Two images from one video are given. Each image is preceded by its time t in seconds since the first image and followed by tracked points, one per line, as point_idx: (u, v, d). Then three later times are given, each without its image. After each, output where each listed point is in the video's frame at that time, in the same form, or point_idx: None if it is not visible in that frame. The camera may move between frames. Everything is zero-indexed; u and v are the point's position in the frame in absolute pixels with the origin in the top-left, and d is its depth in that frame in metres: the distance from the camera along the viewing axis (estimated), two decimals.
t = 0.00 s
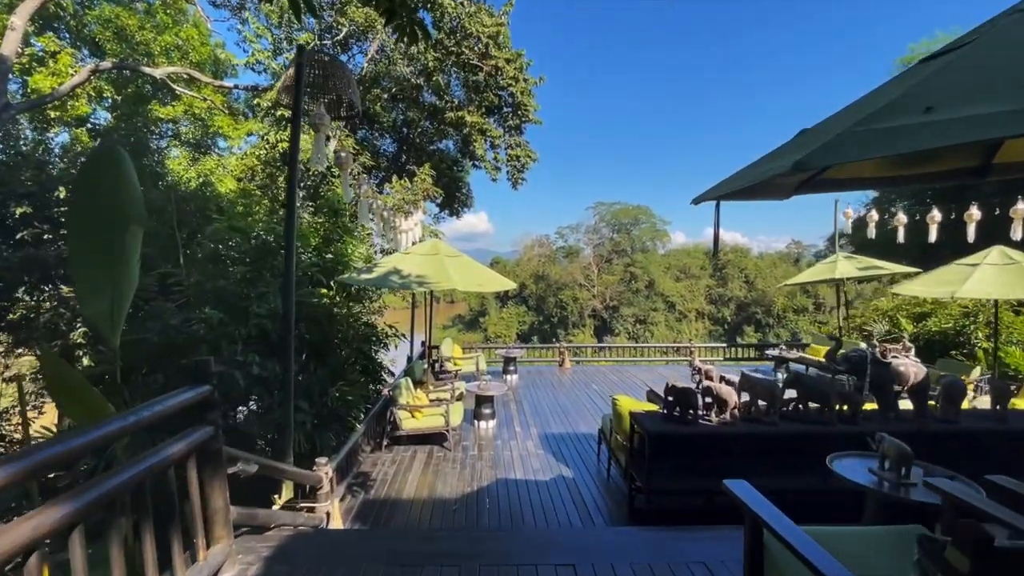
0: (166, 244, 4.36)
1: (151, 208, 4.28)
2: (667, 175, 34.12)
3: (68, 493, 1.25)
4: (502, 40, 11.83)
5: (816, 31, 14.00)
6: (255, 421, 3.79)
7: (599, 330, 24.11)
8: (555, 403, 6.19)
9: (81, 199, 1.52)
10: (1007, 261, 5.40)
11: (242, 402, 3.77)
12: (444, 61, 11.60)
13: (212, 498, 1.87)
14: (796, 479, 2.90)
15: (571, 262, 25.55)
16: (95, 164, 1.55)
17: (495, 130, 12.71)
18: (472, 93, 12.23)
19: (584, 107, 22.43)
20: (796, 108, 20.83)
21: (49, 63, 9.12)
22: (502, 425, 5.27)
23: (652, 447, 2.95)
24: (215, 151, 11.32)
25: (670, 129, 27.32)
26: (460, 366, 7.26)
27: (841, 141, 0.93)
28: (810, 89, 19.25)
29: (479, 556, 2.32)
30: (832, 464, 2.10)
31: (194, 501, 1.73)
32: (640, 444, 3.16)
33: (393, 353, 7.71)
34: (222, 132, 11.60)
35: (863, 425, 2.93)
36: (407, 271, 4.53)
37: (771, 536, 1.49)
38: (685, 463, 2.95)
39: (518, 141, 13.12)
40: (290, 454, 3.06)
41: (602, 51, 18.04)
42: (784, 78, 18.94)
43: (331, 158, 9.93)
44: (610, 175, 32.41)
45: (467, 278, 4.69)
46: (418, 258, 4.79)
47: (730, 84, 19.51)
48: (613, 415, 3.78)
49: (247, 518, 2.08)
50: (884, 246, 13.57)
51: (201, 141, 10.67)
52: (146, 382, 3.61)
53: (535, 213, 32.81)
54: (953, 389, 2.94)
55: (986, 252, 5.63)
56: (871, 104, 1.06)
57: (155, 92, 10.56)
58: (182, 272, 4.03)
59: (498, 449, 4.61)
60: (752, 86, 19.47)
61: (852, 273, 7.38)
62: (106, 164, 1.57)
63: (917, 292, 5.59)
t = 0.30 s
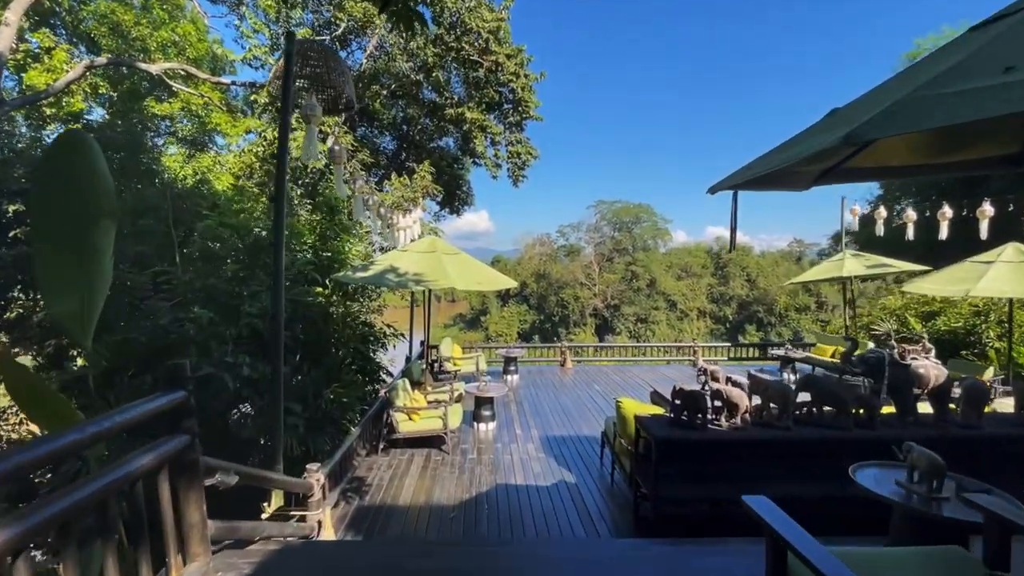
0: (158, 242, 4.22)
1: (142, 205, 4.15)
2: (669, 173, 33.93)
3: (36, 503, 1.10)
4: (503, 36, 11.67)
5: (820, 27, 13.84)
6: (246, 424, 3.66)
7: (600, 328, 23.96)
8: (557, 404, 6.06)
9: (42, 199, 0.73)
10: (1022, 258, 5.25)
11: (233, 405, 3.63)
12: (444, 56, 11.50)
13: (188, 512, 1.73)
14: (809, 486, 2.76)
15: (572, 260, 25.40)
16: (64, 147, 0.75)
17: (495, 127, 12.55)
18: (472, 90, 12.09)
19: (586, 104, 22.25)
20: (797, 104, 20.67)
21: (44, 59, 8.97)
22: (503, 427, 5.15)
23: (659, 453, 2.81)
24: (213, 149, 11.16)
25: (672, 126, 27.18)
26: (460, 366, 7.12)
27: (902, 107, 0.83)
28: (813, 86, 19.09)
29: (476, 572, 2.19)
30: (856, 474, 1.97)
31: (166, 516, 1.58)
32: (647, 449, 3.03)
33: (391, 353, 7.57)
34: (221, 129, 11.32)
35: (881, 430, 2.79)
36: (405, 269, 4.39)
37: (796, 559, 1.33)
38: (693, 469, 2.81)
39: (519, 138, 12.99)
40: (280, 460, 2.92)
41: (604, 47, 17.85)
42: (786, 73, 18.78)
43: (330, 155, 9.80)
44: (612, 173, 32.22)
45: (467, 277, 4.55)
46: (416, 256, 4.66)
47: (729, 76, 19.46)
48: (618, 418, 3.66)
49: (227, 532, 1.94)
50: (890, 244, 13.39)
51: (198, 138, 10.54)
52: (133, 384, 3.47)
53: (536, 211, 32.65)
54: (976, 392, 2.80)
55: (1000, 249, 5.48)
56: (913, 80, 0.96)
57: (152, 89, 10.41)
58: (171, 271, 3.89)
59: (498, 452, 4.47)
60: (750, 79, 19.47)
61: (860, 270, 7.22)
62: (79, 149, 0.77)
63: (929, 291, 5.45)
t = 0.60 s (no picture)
0: (149, 241, 4.09)
1: (132, 202, 4.00)
2: (671, 171, 33.71)
3: (15, 507, 0.83)
4: (504, 31, 11.50)
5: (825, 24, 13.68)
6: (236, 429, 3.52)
7: (602, 327, 23.83)
8: (558, 406, 5.91)
9: None
10: None
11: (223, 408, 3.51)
12: (444, 52, 11.38)
13: (156, 532, 1.57)
14: (825, 496, 2.61)
15: (573, 259, 25.28)
16: (17, 122, 0.43)
17: (496, 123, 12.38)
18: (473, 86, 11.95)
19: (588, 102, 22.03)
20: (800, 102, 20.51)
21: (39, 55, 8.84)
22: (502, 430, 5.00)
23: (666, 462, 2.66)
24: (210, 147, 11.03)
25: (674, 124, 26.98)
26: (459, 367, 6.98)
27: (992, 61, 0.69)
28: (815, 84, 18.93)
29: None
30: (882, 489, 1.80)
31: (131, 538, 1.40)
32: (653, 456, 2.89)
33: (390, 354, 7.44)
34: (218, 127, 11.14)
35: (900, 437, 2.64)
36: (400, 268, 4.25)
37: None
38: (703, 478, 2.65)
39: (520, 135, 12.82)
40: (267, 467, 2.78)
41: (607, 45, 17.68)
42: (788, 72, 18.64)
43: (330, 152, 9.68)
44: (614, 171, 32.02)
45: (467, 276, 4.41)
46: (413, 255, 4.51)
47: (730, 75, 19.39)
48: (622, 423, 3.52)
49: (204, 551, 1.80)
50: (897, 242, 13.19)
51: (196, 136, 10.41)
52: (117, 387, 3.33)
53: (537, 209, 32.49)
54: (1001, 398, 2.64)
55: (1017, 247, 5.31)
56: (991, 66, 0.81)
57: (149, 86, 10.28)
58: (160, 270, 3.75)
59: (497, 457, 4.32)
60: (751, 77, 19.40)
61: (869, 269, 7.06)
62: (42, 126, 0.46)
63: (942, 290, 5.29)
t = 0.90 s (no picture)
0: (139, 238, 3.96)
1: (122, 199, 3.87)
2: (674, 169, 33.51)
3: None
4: (505, 27, 11.37)
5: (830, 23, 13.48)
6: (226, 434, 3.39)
7: (603, 326, 23.70)
8: (560, 408, 5.78)
9: None
10: None
11: (214, 411, 3.37)
12: (444, 48, 11.23)
13: (123, 557, 1.35)
14: (841, 508, 2.48)
15: (575, 258, 25.18)
16: None
17: (497, 120, 12.24)
18: (473, 83, 11.83)
19: (590, 101, 21.86)
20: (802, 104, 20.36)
21: (35, 51, 8.74)
22: (502, 433, 4.87)
23: (675, 471, 2.52)
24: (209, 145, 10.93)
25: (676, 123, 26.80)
26: (459, 368, 6.85)
27: None
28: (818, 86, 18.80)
29: None
30: (911, 506, 1.68)
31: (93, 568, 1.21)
32: (660, 464, 2.76)
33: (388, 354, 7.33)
34: (217, 124, 11.03)
35: (922, 446, 2.50)
36: (397, 267, 4.12)
37: None
38: (712, 487, 2.52)
39: (521, 132, 12.67)
40: (255, 476, 2.65)
41: (609, 44, 17.51)
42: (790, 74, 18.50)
43: (329, 151, 9.60)
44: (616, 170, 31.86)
45: (466, 275, 4.26)
46: (411, 254, 4.38)
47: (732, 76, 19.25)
48: (626, 428, 3.38)
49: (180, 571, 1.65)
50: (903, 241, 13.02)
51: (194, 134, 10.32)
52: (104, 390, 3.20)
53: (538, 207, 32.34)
54: None
55: None
56: None
57: (147, 84, 10.17)
58: (148, 270, 3.62)
59: (497, 462, 4.19)
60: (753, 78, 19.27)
61: (877, 268, 6.91)
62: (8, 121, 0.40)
63: (956, 289, 5.14)
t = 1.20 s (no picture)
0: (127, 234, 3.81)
1: (118, 195, 3.74)
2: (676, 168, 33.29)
3: None
4: (507, 22, 11.20)
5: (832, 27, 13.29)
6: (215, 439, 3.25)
7: (605, 326, 23.58)
8: (562, 410, 5.63)
9: None
10: None
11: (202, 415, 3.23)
12: (444, 44, 11.06)
13: None
14: (863, 521, 2.33)
15: (576, 257, 25.06)
16: None
17: (498, 117, 12.06)
18: (474, 79, 11.66)
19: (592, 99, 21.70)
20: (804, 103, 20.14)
21: (29, 47, 8.58)
22: (503, 437, 4.72)
23: (686, 482, 2.37)
24: (207, 142, 10.77)
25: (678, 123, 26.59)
26: (459, 368, 6.71)
27: None
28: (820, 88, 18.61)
29: None
30: (951, 520, 1.58)
31: None
32: (669, 473, 2.61)
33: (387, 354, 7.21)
34: (215, 121, 10.87)
35: (950, 455, 2.34)
36: (393, 265, 3.97)
37: None
38: (725, 499, 2.37)
39: (523, 129, 12.54)
40: (241, 484, 2.50)
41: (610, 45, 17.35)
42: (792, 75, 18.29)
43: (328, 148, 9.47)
44: (618, 169, 31.66)
45: (465, 274, 4.08)
46: (408, 251, 4.22)
47: (734, 75, 19.00)
48: (632, 433, 3.24)
49: None
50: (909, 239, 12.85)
51: (192, 130, 10.15)
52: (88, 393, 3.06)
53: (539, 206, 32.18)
54: None
55: None
56: None
57: (144, 79, 10.02)
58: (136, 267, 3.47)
59: (497, 467, 4.05)
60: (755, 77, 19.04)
61: (887, 267, 6.75)
62: None
63: (971, 288, 4.97)
